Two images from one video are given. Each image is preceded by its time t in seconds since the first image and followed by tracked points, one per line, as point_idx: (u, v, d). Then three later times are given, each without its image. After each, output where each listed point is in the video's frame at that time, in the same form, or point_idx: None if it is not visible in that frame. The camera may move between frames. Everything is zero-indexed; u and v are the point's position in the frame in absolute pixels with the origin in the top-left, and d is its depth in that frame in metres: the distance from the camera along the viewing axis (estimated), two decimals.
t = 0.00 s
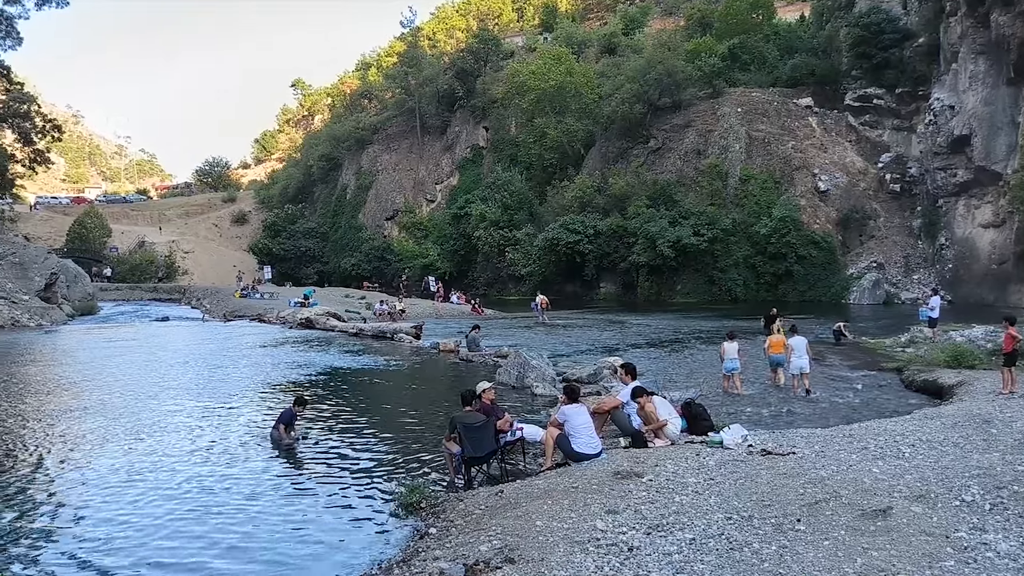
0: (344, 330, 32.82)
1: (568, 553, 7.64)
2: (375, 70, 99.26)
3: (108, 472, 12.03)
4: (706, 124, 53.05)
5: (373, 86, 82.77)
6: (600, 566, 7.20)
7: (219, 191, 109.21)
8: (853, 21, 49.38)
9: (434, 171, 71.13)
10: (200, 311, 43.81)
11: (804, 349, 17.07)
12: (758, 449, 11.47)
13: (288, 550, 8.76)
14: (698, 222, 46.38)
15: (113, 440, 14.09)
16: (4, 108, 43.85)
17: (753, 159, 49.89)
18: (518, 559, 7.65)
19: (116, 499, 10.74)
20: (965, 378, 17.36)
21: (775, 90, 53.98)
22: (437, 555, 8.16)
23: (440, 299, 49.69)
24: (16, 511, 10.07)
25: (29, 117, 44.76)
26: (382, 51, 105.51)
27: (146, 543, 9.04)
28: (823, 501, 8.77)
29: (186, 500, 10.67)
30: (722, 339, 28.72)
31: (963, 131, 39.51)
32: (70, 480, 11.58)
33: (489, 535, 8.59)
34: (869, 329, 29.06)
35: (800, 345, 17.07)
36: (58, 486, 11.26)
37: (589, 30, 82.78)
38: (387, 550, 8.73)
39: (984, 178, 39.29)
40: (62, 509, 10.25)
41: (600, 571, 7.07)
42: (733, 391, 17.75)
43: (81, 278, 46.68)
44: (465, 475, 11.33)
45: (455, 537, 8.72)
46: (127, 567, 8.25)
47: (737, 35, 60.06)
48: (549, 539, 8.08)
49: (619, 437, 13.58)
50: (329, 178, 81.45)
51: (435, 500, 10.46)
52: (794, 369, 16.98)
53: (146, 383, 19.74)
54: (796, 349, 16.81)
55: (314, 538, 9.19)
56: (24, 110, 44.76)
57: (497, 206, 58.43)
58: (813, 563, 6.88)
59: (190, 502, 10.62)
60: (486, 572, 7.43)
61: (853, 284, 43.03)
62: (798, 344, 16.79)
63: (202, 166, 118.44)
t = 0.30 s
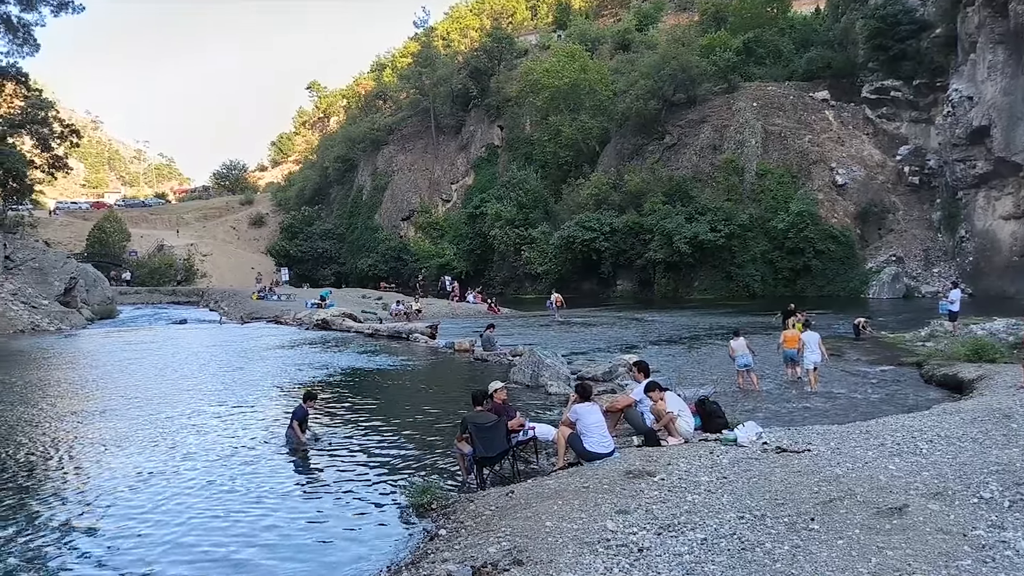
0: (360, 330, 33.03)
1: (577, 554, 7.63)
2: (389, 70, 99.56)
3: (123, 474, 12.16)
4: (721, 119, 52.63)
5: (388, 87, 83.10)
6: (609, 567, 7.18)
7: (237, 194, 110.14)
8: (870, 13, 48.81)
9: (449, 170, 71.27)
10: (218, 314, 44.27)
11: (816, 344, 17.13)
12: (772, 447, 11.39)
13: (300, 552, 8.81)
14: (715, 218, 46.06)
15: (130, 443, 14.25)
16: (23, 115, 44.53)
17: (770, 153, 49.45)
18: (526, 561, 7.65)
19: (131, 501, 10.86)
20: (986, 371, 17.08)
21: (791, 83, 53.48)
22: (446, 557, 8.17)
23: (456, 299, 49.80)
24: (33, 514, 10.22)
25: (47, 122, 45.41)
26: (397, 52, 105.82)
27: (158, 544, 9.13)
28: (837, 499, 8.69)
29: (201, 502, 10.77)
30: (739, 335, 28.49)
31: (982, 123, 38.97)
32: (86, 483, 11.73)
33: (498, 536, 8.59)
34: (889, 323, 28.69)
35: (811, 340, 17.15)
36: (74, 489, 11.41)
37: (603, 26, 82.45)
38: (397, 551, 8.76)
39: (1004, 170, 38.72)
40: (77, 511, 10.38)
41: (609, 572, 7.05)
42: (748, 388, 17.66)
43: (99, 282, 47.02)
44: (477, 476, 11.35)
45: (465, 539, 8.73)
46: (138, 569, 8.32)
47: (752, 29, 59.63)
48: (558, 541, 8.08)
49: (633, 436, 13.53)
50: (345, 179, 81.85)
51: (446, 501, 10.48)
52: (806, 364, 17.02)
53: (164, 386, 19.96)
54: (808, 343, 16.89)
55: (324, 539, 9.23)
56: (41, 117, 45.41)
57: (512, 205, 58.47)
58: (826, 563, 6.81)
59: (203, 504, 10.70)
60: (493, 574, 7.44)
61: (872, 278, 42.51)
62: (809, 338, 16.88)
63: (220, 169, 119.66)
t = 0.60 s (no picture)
0: (391, 330, 33.40)
1: (592, 559, 7.65)
2: (424, 71, 100.23)
3: (158, 471, 12.56)
4: (756, 117, 51.92)
5: (422, 88, 83.75)
6: (623, 572, 7.21)
7: (274, 194, 112.00)
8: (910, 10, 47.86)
9: (482, 171, 71.55)
10: (254, 313, 45.12)
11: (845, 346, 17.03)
12: (796, 450, 11.27)
13: (320, 550, 8.98)
14: (749, 217, 45.46)
15: (164, 440, 14.66)
16: (64, 117, 45.73)
17: (805, 152, 48.63)
18: (540, 564, 7.70)
19: (162, 497, 11.19)
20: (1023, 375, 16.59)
21: (827, 81, 52.59)
22: (462, 560, 8.25)
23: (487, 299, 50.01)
24: (69, 509, 10.59)
25: (87, 125, 46.57)
26: (431, 53, 106.53)
27: (186, 540, 9.40)
28: (859, 506, 8.58)
29: (230, 500, 11.04)
30: (770, 336, 28.14)
31: None
32: (121, 479, 12.12)
33: (514, 539, 8.66)
34: (927, 325, 28.06)
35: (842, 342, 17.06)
36: (110, 485, 11.80)
37: (636, 25, 81.97)
38: (415, 552, 8.87)
39: None
40: (111, 507, 10.73)
41: None
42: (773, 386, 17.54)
43: (138, 281, 48.20)
44: (498, 477, 11.44)
45: (481, 542, 8.80)
46: (165, 565, 8.57)
47: (788, 27, 58.84)
48: (573, 545, 8.12)
49: (656, 438, 13.50)
50: (378, 179, 82.68)
51: (466, 503, 10.58)
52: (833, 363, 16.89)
53: (199, 384, 20.47)
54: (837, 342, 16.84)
55: (343, 538, 9.40)
56: (82, 119, 46.60)
57: (544, 205, 58.50)
58: (844, 571, 6.75)
59: (230, 501, 10.97)
60: None
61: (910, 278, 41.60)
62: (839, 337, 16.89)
63: (258, 170, 121.83)
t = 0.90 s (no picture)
0: (412, 328, 33.66)
1: (600, 562, 7.69)
2: (449, 69, 100.51)
3: (181, 466, 12.79)
4: (783, 115, 51.34)
5: (447, 86, 84.12)
6: None
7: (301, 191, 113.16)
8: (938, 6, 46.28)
9: (506, 169, 71.69)
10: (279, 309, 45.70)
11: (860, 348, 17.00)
12: (812, 455, 11.19)
13: (335, 547, 9.07)
14: (774, 217, 44.98)
15: (187, 436, 14.92)
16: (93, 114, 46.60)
17: (833, 151, 47.98)
18: (547, 567, 7.75)
19: (185, 492, 11.39)
20: None
21: (856, 79, 51.84)
22: (470, 561, 8.28)
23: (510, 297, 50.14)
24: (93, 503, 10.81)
25: (115, 122, 47.41)
26: (456, 51, 106.83)
27: (204, 536, 9.52)
28: (873, 513, 8.51)
29: (250, 494, 11.26)
30: (793, 337, 27.90)
31: None
32: (145, 474, 12.35)
33: (524, 541, 8.72)
34: (954, 327, 27.65)
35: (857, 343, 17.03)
36: (134, 478, 12.06)
37: (662, 23, 81.50)
38: (427, 550, 8.97)
39: None
40: (134, 501, 10.94)
41: None
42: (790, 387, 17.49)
43: (164, 277, 49.19)
44: (511, 477, 11.52)
45: (491, 542, 8.86)
46: (183, 559, 8.71)
47: (817, 24, 58.32)
48: (581, 548, 8.15)
49: (672, 440, 13.50)
50: (403, 177, 83.18)
51: (478, 502, 10.66)
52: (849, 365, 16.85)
53: (224, 380, 20.84)
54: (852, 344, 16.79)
55: (358, 534, 9.54)
56: (111, 116, 47.47)
57: (568, 203, 58.49)
58: None
59: (249, 497, 11.14)
60: None
61: (938, 280, 40.96)
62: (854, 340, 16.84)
63: (285, 167, 123.21)
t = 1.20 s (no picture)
0: (418, 326, 33.68)
1: (599, 562, 7.68)
2: (456, 67, 100.50)
3: (189, 463, 12.89)
4: (790, 113, 51.15)
5: (454, 84, 84.15)
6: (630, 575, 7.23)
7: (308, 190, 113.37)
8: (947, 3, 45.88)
9: (513, 167, 71.72)
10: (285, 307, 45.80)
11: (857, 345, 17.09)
12: (815, 454, 11.16)
13: (337, 545, 9.10)
14: (782, 215, 44.81)
15: (197, 433, 15.04)
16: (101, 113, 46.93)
17: (840, 149, 47.75)
18: (545, 567, 7.75)
19: (191, 490, 11.45)
20: None
21: (864, 77, 51.60)
22: (468, 560, 8.28)
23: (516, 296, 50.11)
24: (99, 500, 10.86)
25: (123, 121, 47.65)
26: (463, 49, 106.81)
27: (209, 534, 9.56)
28: (875, 513, 8.48)
29: (255, 491, 11.33)
30: (801, 336, 27.82)
31: None
32: (155, 470, 12.48)
33: (523, 540, 8.73)
34: (962, 325, 27.56)
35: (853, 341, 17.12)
36: (146, 474, 12.22)
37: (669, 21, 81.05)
38: (429, 548, 9.00)
39: None
40: (140, 498, 10.99)
41: None
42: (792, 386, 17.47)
43: (172, 275, 49.42)
44: (512, 476, 11.53)
45: (491, 542, 8.87)
46: (188, 556, 8.76)
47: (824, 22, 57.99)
48: (580, 548, 8.16)
49: (676, 439, 13.49)
50: (410, 175, 83.30)
51: (479, 502, 10.66)
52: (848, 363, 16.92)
53: (233, 377, 21.01)
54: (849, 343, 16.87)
55: (361, 532, 9.57)
56: (118, 115, 47.68)
57: (575, 201, 58.44)
58: None
59: (255, 494, 11.20)
60: None
61: (946, 278, 40.77)
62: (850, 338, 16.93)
63: (292, 166, 123.51)
